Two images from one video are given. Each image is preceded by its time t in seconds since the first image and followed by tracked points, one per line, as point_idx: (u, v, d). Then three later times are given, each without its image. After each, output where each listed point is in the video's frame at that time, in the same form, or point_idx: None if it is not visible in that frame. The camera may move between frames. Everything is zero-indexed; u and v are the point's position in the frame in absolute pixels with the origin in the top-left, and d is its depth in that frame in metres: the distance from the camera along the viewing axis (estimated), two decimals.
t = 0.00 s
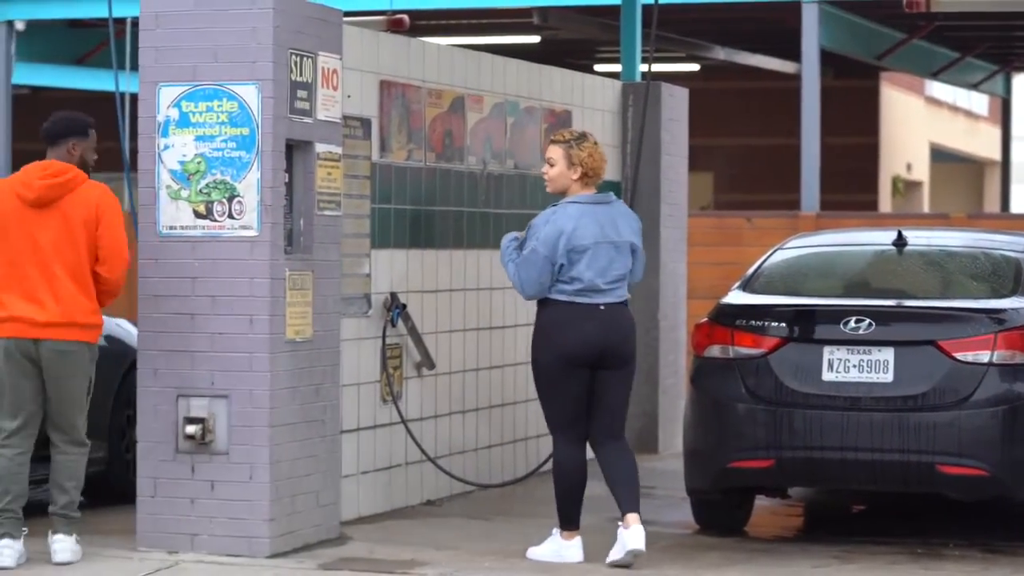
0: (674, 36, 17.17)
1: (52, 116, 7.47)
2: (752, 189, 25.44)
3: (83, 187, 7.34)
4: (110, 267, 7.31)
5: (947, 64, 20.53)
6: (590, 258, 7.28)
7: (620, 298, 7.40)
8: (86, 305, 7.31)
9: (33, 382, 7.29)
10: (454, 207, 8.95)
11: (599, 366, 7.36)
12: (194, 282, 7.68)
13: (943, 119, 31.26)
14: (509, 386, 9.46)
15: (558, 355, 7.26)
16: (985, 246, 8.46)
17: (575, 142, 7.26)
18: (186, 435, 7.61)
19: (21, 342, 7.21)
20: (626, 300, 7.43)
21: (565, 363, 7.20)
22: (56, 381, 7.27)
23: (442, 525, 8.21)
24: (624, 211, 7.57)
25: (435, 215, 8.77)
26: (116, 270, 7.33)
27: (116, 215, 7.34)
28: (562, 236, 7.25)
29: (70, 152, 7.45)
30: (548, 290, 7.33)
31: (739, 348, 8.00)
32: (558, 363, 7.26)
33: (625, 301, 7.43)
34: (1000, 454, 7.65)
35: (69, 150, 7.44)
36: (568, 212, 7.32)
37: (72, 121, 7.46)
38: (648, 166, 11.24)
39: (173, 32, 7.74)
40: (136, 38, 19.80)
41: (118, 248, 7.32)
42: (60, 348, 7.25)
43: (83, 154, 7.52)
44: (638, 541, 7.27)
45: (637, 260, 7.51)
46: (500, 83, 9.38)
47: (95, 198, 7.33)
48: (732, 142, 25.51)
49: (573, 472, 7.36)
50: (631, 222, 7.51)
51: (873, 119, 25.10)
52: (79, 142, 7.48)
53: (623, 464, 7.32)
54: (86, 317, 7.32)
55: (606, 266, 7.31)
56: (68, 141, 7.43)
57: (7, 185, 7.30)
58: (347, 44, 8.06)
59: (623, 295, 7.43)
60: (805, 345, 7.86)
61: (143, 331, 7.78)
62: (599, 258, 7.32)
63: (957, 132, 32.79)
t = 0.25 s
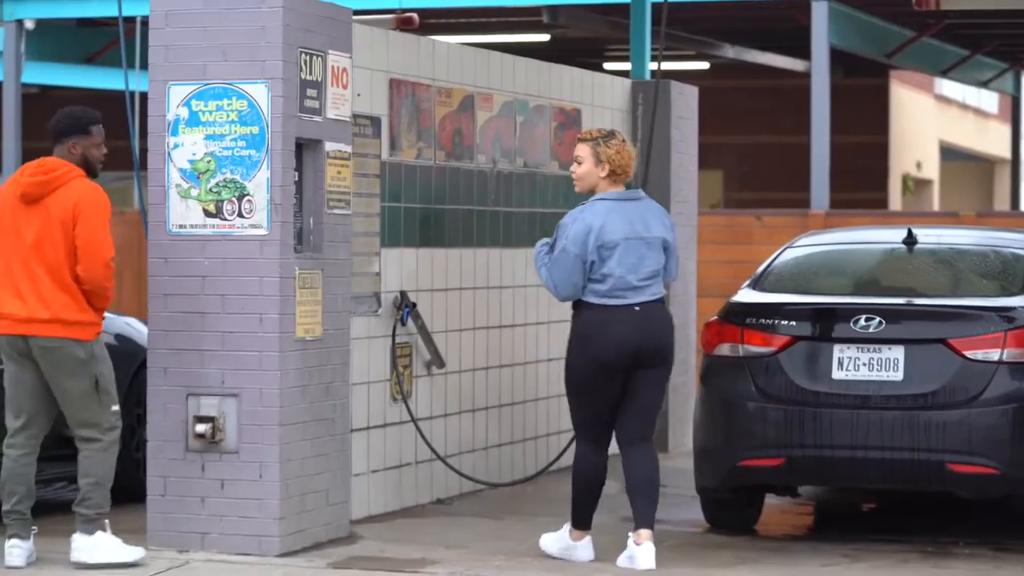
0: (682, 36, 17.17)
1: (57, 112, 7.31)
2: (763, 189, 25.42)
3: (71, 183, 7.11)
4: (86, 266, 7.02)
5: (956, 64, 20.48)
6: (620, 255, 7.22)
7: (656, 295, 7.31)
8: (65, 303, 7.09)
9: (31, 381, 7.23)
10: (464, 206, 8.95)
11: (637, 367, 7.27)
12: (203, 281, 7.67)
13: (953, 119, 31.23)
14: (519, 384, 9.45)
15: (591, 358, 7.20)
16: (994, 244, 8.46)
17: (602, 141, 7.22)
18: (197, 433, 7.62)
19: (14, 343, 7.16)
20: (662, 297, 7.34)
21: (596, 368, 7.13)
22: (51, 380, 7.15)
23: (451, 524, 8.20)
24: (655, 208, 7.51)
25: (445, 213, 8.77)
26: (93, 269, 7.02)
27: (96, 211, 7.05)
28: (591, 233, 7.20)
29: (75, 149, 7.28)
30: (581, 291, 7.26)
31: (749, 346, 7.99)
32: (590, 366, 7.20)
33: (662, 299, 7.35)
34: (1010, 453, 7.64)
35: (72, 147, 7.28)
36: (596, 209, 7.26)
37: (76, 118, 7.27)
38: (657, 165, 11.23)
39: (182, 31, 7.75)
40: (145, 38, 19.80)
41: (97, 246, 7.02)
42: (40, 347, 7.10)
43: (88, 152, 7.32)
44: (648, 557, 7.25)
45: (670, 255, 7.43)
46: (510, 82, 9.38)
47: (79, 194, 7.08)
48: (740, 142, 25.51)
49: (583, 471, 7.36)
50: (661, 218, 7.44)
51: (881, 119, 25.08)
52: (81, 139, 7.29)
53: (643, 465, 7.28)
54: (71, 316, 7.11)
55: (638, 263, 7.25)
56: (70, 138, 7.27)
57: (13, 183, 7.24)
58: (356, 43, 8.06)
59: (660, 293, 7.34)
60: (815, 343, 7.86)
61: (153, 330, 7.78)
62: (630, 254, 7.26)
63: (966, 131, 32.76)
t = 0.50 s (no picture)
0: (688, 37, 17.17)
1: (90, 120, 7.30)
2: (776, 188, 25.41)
3: (91, 191, 7.00)
4: (94, 275, 6.87)
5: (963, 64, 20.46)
6: (652, 250, 7.24)
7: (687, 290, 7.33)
8: (73, 310, 6.96)
9: (46, 386, 7.13)
10: (472, 207, 8.94)
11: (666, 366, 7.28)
12: (212, 282, 7.67)
13: (961, 120, 31.20)
14: (528, 385, 9.45)
15: (619, 354, 7.22)
16: (1003, 244, 8.45)
17: (623, 134, 7.27)
18: (205, 435, 7.62)
19: (32, 345, 7.10)
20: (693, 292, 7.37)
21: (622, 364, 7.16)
22: (65, 384, 7.02)
23: (459, 525, 8.20)
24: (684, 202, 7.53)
25: (454, 214, 8.77)
26: (101, 279, 6.87)
27: (107, 220, 6.89)
28: (623, 227, 7.22)
29: (106, 157, 7.27)
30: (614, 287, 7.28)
31: (758, 347, 7.99)
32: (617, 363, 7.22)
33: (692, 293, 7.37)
34: (1019, 453, 7.64)
35: (105, 154, 7.26)
36: (628, 204, 7.28)
37: (106, 126, 7.24)
38: (665, 165, 11.22)
39: (190, 33, 7.75)
40: (152, 39, 19.78)
41: (106, 256, 6.86)
42: (49, 352, 7.01)
43: (119, 160, 7.28)
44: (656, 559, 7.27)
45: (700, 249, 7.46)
46: (518, 83, 9.38)
47: (94, 202, 6.94)
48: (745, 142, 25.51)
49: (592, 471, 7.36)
50: (691, 212, 7.46)
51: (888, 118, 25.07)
52: (112, 147, 7.26)
53: (660, 463, 7.28)
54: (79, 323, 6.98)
55: (669, 258, 7.27)
56: (103, 146, 7.25)
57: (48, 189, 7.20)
58: (365, 44, 8.06)
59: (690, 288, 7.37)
60: (823, 343, 7.86)
61: (162, 331, 7.78)
62: (662, 248, 7.28)
63: (974, 132, 32.73)
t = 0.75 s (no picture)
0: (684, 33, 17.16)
1: (138, 119, 7.10)
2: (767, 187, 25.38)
3: (126, 189, 6.91)
4: (117, 277, 6.78)
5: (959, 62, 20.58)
6: (661, 250, 7.17)
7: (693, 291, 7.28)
8: (95, 307, 6.92)
9: (65, 382, 7.11)
10: (466, 207, 8.95)
11: (668, 366, 7.24)
12: (206, 282, 7.67)
13: (957, 118, 31.21)
14: (521, 385, 9.46)
15: (621, 351, 7.14)
16: (998, 243, 8.46)
17: (626, 135, 7.22)
18: (199, 434, 7.62)
19: (55, 338, 7.07)
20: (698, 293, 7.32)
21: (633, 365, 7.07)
22: (81, 382, 7.01)
23: (453, 525, 8.21)
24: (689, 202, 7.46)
25: (448, 214, 8.77)
26: (123, 281, 6.77)
27: (135, 223, 6.78)
28: (633, 226, 7.14)
29: (154, 159, 7.06)
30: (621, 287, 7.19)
31: (751, 346, 8.00)
32: (623, 361, 7.14)
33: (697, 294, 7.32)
34: (1012, 452, 7.65)
35: (151, 156, 7.06)
36: (636, 203, 7.20)
37: (156, 128, 7.02)
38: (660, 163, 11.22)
39: (185, 32, 7.75)
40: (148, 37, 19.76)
41: (130, 258, 6.76)
42: (69, 343, 6.99)
43: (165, 162, 7.08)
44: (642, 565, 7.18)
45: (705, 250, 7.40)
46: (513, 82, 9.38)
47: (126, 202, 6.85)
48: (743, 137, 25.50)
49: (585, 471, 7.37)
50: (697, 212, 7.40)
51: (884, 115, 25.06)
52: (162, 150, 7.06)
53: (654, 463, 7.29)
54: (99, 318, 6.94)
55: (677, 258, 7.20)
56: (147, 147, 7.04)
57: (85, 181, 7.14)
58: (360, 44, 8.06)
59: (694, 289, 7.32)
60: (817, 343, 7.87)
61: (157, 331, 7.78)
62: (670, 248, 7.21)
63: (969, 130, 32.74)
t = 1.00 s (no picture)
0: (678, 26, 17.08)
1: (153, 112, 6.97)
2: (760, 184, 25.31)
3: (136, 187, 6.78)
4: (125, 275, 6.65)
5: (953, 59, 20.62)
6: (658, 249, 7.01)
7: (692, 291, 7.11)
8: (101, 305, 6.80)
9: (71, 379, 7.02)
10: (456, 204, 8.87)
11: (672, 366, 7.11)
12: (194, 280, 7.60)
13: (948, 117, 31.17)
14: (512, 384, 9.39)
15: (628, 347, 6.98)
16: (992, 242, 8.38)
17: (626, 135, 7.05)
18: (186, 435, 7.55)
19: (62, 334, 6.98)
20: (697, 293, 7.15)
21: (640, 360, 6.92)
22: (81, 380, 6.89)
23: (442, 526, 8.13)
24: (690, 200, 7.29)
25: (437, 213, 8.70)
26: (131, 279, 6.64)
27: (145, 220, 6.66)
28: (628, 224, 6.98)
29: (167, 153, 6.95)
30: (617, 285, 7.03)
31: (744, 346, 7.92)
32: (632, 359, 6.98)
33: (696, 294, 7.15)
34: (1007, 452, 7.58)
35: (166, 150, 6.94)
36: (632, 201, 7.04)
37: (171, 122, 6.91)
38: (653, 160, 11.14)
39: (172, 29, 7.67)
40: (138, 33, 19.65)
41: (140, 257, 6.63)
42: (74, 342, 6.87)
43: (179, 157, 6.96)
44: None
45: (705, 249, 7.23)
46: (502, 79, 9.31)
47: (136, 199, 6.72)
48: (738, 136, 25.42)
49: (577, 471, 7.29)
50: (696, 211, 7.23)
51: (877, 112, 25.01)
52: (175, 146, 6.95)
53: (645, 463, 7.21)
54: (103, 317, 6.81)
55: (675, 257, 7.04)
56: (160, 142, 6.92)
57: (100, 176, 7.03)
58: (348, 41, 7.98)
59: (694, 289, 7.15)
60: (810, 343, 7.80)
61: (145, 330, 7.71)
62: (666, 247, 7.05)
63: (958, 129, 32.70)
